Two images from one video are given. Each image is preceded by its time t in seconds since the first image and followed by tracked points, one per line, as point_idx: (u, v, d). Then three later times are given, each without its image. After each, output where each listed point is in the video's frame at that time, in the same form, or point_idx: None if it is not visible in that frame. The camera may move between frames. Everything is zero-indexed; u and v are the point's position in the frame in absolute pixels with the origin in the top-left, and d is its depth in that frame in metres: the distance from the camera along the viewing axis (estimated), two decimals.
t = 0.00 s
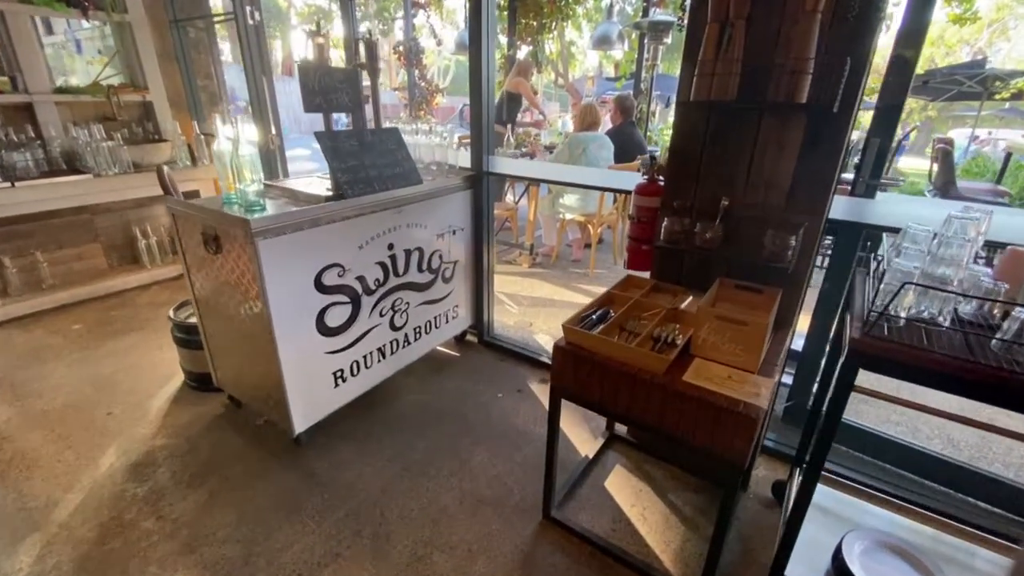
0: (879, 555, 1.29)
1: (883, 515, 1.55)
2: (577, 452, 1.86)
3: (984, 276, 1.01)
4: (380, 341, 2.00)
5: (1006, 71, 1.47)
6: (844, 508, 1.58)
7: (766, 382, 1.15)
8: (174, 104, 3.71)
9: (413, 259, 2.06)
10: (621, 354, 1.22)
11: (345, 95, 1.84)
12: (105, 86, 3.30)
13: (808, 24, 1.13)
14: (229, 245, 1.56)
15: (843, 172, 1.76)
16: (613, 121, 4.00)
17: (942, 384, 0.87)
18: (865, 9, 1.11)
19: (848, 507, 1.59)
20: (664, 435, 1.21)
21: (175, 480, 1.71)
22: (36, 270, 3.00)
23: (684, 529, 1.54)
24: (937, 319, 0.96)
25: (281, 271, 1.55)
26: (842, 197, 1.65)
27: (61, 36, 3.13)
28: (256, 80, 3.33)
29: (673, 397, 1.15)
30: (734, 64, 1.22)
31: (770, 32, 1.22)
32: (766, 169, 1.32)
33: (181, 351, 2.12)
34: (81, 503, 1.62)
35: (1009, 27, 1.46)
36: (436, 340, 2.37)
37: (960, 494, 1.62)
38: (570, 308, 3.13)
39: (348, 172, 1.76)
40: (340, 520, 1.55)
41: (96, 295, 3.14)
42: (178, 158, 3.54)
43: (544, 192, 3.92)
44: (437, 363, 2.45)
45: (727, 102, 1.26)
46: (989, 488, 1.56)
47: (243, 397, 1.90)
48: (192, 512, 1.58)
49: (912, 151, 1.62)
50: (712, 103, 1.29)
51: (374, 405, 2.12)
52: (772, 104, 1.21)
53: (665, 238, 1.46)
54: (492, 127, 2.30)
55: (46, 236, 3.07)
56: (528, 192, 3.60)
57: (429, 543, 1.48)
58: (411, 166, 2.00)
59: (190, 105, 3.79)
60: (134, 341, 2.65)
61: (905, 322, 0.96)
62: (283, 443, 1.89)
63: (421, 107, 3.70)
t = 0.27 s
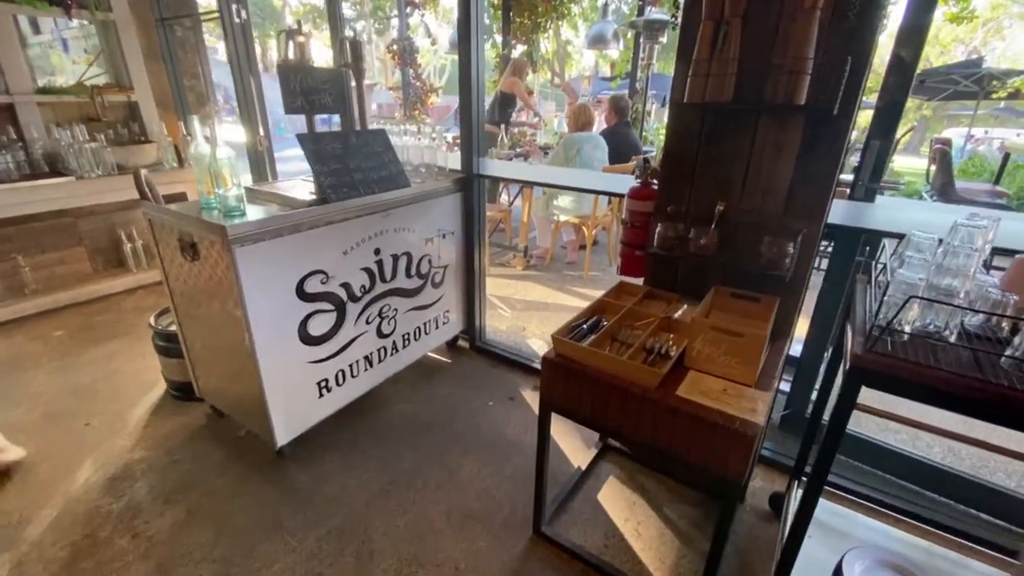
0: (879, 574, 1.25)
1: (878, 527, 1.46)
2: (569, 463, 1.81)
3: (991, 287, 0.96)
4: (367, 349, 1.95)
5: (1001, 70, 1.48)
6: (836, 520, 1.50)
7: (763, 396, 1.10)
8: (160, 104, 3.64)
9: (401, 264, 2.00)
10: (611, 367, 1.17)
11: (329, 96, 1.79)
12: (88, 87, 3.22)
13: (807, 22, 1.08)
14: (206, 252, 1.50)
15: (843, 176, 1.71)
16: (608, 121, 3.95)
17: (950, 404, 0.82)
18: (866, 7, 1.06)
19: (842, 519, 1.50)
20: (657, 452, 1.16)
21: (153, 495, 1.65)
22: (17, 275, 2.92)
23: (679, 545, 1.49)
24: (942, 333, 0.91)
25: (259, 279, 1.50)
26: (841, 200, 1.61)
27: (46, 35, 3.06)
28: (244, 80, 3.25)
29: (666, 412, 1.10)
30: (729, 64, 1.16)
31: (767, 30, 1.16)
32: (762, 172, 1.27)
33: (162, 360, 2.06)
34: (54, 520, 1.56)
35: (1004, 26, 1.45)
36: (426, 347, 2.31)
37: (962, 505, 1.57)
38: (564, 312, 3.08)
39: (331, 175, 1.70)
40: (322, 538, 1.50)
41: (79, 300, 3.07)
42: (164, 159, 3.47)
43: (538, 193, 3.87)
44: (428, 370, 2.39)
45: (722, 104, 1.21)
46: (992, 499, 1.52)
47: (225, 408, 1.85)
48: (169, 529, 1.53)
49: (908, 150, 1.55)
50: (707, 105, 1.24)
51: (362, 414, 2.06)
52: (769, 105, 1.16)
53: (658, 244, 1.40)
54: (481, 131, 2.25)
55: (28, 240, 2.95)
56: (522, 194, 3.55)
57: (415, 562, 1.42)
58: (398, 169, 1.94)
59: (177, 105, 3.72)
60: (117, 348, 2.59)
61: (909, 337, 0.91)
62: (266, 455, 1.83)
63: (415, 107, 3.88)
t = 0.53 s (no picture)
0: None
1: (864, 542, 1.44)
2: (553, 477, 1.76)
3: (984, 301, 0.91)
4: (345, 360, 1.89)
5: (990, 70, 1.45)
6: (825, 536, 1.46)
7: (747, 413, 1.05)
8: (138, 106, 3.56)
9: (380, 272, 1.94)
10: (590, 383, 1.12)
11: (300, 99, 1.72)
12: (61, 88, 3.13)
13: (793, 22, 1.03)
14: (170, 263, 1.43)
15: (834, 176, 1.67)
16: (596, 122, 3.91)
17: (941, 429, 0.77)
18: (853, 6, 1.02)
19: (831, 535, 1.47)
20: (637, 472, 1.11)
21: (118, 516, 1.59)
22: None
23: (665, 562, 1.44)
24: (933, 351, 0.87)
25: (224, 291, 1.43)
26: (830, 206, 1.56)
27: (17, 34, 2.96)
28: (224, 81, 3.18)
29: (645, 431, 1.05)
30: (711, 67, 1.12)
31: (750, 31, 1.11)
32: (748, 178, 1.22)
33: (133, 372, 1.98)
34: (13, 544, 1.49)
35: (992, 26, 1.41)
36: (408, 356, 2.25)
37: (953, 517, 1.53)
38: (552, 317, 3.03)
39: (303, 181, 1.63)
40: (294, 560, 1.44)
41: (53, 307, 2.98)
42: (142, 162, 3.39)
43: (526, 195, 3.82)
44: (410, 379, 2.33)
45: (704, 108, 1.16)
46: (986, 511, 1.48)
47: (196, 423, 1.78)
48: (133, 553, 1.46)
49: (898, 149, 1.49)
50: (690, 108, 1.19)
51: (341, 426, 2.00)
52: (753, 108, 1.11)
53: (640, 252, 1.35)
54: (464, 132, 2.19)
55: None
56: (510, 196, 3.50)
57: None
58: (376, 173, 1.88)
59: (155, 107, 3.63)
60: (89, 358, 2.50)
61: (898, 355, 0.86)
62: (239, 471, 1.76)
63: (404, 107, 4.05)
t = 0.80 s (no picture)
0: None
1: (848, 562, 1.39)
2: (532, 495, 1.71)
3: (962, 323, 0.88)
4: (316, 376, 1.83)
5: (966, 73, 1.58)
6: (807, 555, 1.41)
7: (721, 437, 1.01)
8: (110, 110, 3.46)
9: (353, 284, 1.88)
10: (558, 406, 1.08)
11: (264, 106, 1.67)
12: (27, 92, 3.03)
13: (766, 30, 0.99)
14: (124, 281, 1.36)
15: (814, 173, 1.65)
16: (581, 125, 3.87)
17: (917, 461, 0.74)
18: (827, 14, 0.98)
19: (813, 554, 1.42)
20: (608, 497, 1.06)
21: (75, 544, 1.51)
22: None
23: None
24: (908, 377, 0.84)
25: (183, 309, 1.37)
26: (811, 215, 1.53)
27: None
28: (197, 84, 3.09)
29: (615, 457, 1.00)
30: (683, 77, 1.08)
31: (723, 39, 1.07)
32: (723, 190, 1.19)
33: (96, 390, 1.91)
34: None
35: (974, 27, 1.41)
36: (385, 368, 2.19)
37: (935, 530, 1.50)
38: (535, 324, 2.98)
39: (269, 192, 1.57)
40: None
41: (19, 319, 2.88)
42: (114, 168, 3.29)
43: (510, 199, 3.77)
44: (388, 392, 2.28)
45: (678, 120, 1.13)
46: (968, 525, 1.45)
47: (160, 444, 1.71)
48: None
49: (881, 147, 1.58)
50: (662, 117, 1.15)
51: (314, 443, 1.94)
52: (726, 120, 1.08)
53: (615, 265, 1.31)
54: (440, 137, 2.13)
55: None
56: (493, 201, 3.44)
57: None
58: (347, 181, 1.83)
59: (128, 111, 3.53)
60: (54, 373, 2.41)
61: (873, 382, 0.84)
62: (205, 493, 1.70)
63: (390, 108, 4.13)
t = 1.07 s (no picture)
0: None
1: None
2: (517, 509, 1.66)
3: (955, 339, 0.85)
4: (297, 386, 1.78)
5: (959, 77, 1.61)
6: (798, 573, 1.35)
7: (706, 456, 0.97)
8: (92, 112, 3.39)
9: (334, 291, 1.83)
10: (537, 423, 1.03)
11: (237, 110, 1.63)
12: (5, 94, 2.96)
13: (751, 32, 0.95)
14: (89, 291, 1.31)
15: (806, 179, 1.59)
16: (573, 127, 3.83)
17: (910, 490, 0.71)
18: (813, 17, 0.94)
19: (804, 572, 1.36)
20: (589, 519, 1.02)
21: (40, 564, 1.45)
22: None
23: None
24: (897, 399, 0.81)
25: (152, 322, 1.32)
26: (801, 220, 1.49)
27: None
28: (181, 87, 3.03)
29: (595, 478, 0.96)
30: (665, 80, 1.03)
31: (707, 41, 1.03)
32: (708, 198, 1.13)
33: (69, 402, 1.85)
34: None
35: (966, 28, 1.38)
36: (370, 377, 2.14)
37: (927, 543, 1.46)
38: (525, 329, 2.93)
39: (242, 199, 1.52)
40: None
41: None
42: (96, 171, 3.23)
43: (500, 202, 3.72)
44: (373, 401, 2.22)
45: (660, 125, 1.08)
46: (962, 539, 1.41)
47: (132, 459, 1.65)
48: None
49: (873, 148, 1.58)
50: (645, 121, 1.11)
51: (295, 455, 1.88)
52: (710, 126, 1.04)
53: (598, 274, 1.27)
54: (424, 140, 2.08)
55: None
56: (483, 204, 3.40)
57: None
58: (327, 187, 1.78)
59: (110, 113, 3.47)
60: (30, 383, 2.35)
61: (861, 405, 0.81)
62: (179, 509, 1.64)
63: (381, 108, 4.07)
